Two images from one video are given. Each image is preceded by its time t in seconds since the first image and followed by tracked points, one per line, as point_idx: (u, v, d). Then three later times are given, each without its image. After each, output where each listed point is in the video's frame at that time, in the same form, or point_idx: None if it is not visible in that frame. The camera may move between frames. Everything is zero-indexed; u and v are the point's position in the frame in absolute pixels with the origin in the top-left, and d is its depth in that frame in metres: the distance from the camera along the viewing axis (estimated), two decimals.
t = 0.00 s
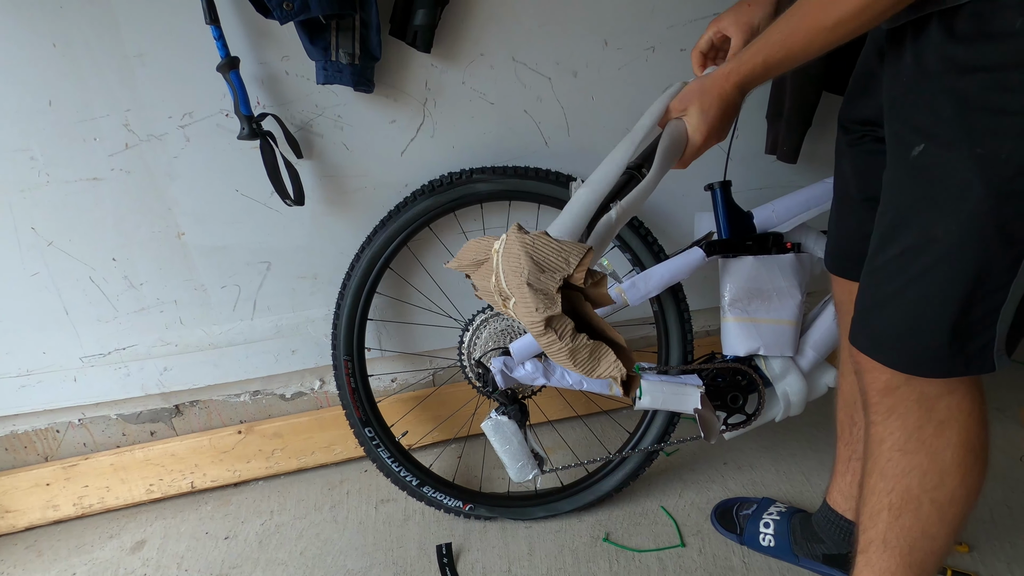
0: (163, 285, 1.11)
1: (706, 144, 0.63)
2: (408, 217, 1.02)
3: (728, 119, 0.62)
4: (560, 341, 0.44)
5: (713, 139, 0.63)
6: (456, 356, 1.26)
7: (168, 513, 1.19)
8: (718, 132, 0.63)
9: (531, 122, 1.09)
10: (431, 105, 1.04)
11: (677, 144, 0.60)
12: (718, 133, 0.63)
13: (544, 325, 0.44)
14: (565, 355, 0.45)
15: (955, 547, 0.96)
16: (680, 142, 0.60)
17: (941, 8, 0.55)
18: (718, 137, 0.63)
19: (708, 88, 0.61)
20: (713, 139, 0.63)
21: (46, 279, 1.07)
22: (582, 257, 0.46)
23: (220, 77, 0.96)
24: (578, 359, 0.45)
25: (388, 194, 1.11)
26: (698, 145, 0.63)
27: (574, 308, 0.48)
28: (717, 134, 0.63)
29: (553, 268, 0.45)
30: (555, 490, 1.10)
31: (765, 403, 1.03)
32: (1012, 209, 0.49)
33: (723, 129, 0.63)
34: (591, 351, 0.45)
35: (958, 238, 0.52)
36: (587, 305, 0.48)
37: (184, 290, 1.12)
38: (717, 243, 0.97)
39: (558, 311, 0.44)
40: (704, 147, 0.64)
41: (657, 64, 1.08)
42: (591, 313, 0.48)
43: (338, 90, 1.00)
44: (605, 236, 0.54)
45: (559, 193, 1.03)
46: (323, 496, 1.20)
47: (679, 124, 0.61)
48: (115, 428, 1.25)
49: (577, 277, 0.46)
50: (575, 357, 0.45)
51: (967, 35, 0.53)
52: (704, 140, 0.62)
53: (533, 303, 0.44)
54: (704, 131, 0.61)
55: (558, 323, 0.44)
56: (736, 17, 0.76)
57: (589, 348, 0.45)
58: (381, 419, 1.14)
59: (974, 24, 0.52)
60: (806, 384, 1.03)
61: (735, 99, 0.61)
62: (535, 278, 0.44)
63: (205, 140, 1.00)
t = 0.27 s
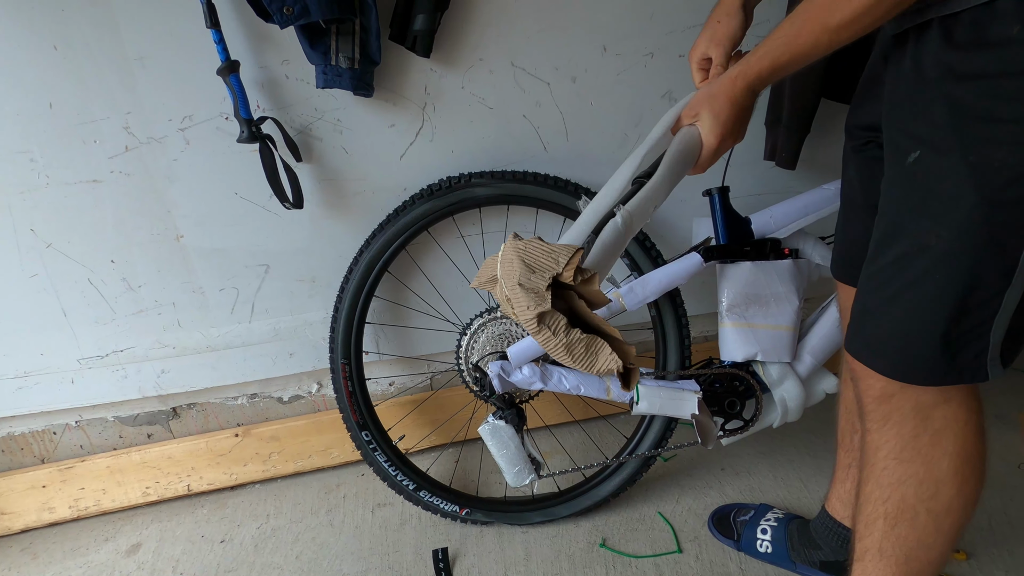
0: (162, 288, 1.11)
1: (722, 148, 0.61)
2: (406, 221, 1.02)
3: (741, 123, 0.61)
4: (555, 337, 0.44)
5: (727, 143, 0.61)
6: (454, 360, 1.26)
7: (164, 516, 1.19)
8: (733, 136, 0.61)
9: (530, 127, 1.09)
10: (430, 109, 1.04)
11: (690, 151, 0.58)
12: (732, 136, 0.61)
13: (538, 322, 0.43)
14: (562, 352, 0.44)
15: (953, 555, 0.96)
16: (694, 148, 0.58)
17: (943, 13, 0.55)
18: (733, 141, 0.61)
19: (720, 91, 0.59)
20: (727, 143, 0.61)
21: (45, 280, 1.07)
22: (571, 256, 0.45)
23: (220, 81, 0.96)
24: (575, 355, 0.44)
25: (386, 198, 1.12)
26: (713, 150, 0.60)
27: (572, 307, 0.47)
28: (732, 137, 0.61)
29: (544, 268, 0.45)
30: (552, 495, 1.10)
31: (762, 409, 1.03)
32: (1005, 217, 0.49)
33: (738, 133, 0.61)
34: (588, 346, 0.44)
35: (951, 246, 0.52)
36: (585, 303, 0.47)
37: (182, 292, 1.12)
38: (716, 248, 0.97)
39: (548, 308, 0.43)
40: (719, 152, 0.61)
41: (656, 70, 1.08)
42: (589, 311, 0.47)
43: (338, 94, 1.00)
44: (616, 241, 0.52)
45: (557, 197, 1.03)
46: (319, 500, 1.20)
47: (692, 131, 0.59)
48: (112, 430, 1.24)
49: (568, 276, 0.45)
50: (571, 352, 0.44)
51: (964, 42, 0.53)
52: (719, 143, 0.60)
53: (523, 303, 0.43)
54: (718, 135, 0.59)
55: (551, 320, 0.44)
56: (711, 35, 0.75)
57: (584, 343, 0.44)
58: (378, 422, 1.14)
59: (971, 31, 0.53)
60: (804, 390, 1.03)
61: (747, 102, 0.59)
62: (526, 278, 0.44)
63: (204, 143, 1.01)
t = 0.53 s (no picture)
0: (155, 289, 1.11)
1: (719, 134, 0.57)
2: (401, 222, 1.02)
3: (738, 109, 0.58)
4: (560, 274, 0.39)
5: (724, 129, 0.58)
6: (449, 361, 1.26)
7: (158, 518, 1.18)
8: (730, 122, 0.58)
9: (525, 128, 1.09)
10: (425, 110, 1.04)
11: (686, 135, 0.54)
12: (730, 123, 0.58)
13: (541, 255, 0.39)
14: (567, 292, 0.39)
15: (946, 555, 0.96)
16: (691, 131, 0.54)
17: (932, 15, 0.56)
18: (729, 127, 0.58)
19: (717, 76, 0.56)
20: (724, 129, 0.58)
21: (37, 281, 1.06)
22: (578, 191, 0.42)
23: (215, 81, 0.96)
24: (581, 297, 0.40)
25: (381, 199, 1.11)
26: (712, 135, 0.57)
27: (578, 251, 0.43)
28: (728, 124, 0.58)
29: (548, 202, 0.41)
30: (547, 496, 1.10)
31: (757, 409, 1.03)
32: (992, 217, 0.50)
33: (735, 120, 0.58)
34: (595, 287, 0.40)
35: (936, 247, 0.52)
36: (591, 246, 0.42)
37: (176, 293, 1.12)
38: (710, 249, 0.96)
39: (552, 240, 0.39)
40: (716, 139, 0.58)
41: (650, 72, 1.09)
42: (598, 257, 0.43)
43: (333, 95, 1.00)
44: (616, 206, 0.46)
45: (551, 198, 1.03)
46: (314, 502, 1.19)
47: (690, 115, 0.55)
48: (105, 432, 1.24)
49: (575, 212, 0.41)
50: (576, 293, 0.40)
51: (955, 44, 0.53)
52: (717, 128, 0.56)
53: (523, 234, 0.39)
54: (715, 120, 0.56)
55: (555, 256, 0.40)
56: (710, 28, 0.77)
57: (591, 282, 0.40)
58: (372, 423, 1.13)
59: (963, 33, 0.53)
60: (798, 391, 1.03)
61: (744, 88, 0.57)
62: (528, 210, 0.41)
63: (198, 143, 1.00)
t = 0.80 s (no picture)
0: (146, 289, 1.10)
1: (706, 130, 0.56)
2: (393, 220, 1.01)
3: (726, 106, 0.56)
4: (526, 203, 0.40)
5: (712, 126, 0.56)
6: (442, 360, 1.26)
7: (151, 518, 1.18)
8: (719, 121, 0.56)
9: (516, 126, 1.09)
10: (416, 108, 1.04)
11: (672, 129, 0.53)
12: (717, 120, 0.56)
13: (508, 179, 0.40)
14: (533, 222, 0.40)
15: (935, 548, 0.97)
16: (676, 123, 0.53)
17: (920, 13, 0.55)
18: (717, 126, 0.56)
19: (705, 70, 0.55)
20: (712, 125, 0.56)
21: (27, 282, 1.05)
22: (550, 118, 0.43)
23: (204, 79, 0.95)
24: (546, 226, 0.41)
25: (373, 197, 1.11)
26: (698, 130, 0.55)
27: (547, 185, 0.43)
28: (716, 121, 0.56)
29: (516, 129, 0.42)
30: (541, 493, 1.10)
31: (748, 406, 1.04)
32: (975, 215, 0.50)
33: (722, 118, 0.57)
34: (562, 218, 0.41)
35: (920, 245, 0.52)
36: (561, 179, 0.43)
37: (167, 293, 1.11)
38: (702, 246, 0.97)
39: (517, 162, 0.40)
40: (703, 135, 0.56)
41: (641, 69, 1.09)
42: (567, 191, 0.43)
43: (323, 93, 1.00)
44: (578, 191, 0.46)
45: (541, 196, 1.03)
46: (307, 501, 1.19)
47: (675, 110, 0.54)
48: (97, 433, 1.23)
49: (546, 137, 0.42)
50: (542, 221, 0.41)
51: (940, 41, 0.53)
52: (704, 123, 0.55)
53: (488, 154, 0.40)
54: (701, 114, 0.54)
55: (521, 181, 0.40)
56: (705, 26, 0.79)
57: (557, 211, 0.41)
58: (366, 422, 1.13)
59: (948, 31, 0.53)
60: (789, 387, 1.04)
61: (733, 86, 0.56)
62: (495, 134, 0.41)
63: (187, 142, 1.00)
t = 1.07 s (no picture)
0: (143, 290, 1.10)
1: (696, 130, 0.57)
2: (391, 221, 1.01)
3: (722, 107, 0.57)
4: (401, 113, 0.41)
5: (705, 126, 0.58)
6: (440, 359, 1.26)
7: (148, 520, 1.18)
8: (713, 122, 0.57)
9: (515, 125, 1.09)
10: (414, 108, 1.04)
11: (656, 125, 0.56)
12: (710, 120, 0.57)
13: (388, 92, 0.41)
14: (405, 132, 0.41)
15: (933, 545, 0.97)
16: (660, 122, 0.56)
17: (926, 12, 0.55)
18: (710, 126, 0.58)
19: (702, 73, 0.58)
20: (703, 126, 0.57)
21: (23, 283, 1.05)
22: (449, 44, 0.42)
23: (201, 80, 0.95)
24: (417, 137, 0.41)
25: (371, 197, 1.11)
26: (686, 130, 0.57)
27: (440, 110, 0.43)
28: (709, 121, 0.57)
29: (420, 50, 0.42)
30: (540, 492, 1.10)
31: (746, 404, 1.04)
32: (986, 213, 0.50)
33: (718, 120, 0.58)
34: (430, 135, 0.40)
35: (931, 246, 0.53)
36: (450, 103, 0.42)
37: (164, 294, 1.11)
38: (699, 245, 0.97)
39: (400, 78, 0.41)
40: (693, 134, 0.58)
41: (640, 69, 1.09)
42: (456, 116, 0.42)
43: (321, 94, 1.00)
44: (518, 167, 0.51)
45: (539, 195, 1.04)
46: (306, 502, 1.19)
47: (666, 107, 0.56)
48: (94, 434, 1.23)
49: (438, 66, 0.41)
50: (413, 131, 0.41)
51: (945, 40, 0.54)
52: (693, 121, 0.57)
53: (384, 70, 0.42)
54: (688, 116, 0.56)
55: (404, 96, 0.41)
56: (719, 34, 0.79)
57: (427, 125, 0.40)
58: (364, 422, 1.13)
59: (952, 30, 0.53)
60: (787, 385, 1.04)
61: (732, 89, 0.57)
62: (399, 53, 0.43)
63: (185, 143, 1.00)
